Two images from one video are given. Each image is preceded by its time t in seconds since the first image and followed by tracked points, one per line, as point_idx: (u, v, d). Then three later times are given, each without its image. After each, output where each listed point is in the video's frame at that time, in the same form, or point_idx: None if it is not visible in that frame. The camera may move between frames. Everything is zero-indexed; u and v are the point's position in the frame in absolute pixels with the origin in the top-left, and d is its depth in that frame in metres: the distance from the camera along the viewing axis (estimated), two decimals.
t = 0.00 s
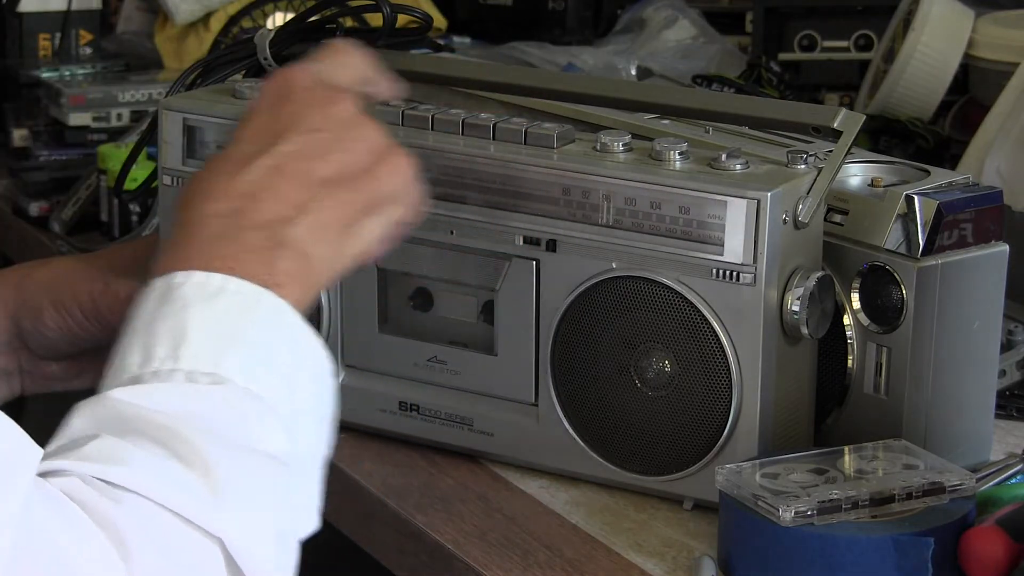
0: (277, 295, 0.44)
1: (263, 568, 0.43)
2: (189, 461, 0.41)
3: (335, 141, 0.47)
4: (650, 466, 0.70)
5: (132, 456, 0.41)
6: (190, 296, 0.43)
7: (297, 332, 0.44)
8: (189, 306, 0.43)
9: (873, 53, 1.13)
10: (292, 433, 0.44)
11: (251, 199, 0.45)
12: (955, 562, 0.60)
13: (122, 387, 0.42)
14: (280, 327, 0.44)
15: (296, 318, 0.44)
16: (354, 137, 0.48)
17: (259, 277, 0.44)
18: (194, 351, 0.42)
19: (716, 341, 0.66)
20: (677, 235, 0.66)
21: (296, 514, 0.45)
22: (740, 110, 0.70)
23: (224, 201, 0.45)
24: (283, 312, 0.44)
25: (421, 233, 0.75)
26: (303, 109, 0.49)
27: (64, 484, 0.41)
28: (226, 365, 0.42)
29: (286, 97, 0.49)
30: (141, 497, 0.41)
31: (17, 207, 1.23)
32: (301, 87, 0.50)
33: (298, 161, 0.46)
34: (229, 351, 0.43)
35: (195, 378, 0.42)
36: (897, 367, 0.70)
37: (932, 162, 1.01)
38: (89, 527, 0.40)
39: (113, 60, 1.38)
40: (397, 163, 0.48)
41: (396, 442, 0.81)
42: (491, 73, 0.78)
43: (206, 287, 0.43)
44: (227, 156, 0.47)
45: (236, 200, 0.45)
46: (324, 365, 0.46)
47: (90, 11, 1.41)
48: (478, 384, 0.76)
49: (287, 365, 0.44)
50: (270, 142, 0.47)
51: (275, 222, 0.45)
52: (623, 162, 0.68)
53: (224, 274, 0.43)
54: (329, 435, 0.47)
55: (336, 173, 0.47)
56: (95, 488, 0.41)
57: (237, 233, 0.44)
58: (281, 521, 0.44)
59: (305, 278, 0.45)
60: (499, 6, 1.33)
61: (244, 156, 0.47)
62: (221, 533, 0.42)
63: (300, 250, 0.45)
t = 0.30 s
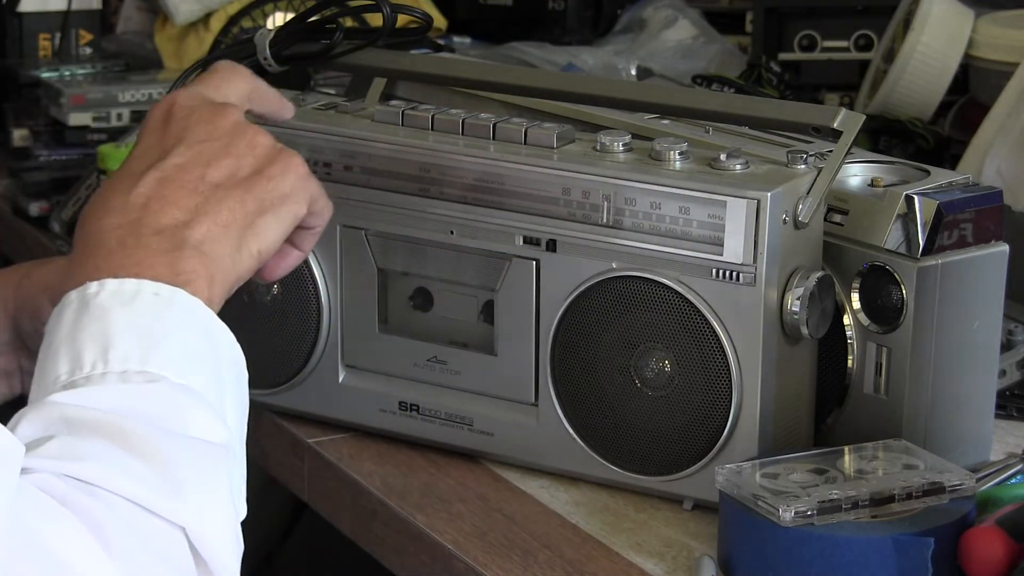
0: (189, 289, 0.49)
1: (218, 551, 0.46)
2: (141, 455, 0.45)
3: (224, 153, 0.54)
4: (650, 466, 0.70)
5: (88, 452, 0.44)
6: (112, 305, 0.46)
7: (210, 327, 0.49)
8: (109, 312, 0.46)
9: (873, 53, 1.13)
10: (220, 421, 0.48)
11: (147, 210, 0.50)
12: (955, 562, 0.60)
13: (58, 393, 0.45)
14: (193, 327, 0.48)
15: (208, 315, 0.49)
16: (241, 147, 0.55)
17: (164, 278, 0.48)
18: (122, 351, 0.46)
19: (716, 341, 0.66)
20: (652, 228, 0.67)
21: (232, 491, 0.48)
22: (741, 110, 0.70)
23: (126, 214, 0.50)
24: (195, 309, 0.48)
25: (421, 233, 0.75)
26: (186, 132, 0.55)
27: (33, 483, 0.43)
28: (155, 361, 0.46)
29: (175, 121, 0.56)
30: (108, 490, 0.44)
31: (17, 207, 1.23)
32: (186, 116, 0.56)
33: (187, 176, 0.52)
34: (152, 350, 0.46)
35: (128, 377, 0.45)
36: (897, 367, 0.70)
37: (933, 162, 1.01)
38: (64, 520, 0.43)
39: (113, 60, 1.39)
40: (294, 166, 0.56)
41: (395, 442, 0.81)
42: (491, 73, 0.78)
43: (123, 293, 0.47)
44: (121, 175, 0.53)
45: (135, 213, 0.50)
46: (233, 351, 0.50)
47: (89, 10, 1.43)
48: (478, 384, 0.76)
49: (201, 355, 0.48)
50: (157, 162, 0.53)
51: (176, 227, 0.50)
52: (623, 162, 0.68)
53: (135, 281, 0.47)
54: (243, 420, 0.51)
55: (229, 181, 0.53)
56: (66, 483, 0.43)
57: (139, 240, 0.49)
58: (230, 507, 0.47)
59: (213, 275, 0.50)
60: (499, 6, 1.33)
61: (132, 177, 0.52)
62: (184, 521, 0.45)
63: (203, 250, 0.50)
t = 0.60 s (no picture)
0: (168, 240, 0.47)
1: (215, 514, 0.44)
2: (128, 419, 0.42)
3: (210, 110, 0.53)
4: (650, 466, 0.70)
5: (73, 420, 0.41)
6: (96, 265, 0.44)
7: (193, 282, 0.46)
8: (92, 271, 0.43)
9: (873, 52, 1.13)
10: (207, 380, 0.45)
11: (129, 162, 0.48)
12: (955, 561, 0.60)
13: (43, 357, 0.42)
14: (177, 282, 0.45)
15: (191, 269, 0.46)
16: (230, 105, 0.54)
17: (143, 229, 0.46)
18: (104, 310, 0.43)
19: (715, 341, 0.66)
20: (651, 229, 0.67)
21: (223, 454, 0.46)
22: (740, 110, 0.70)
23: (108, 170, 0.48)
24: (177, 264, 0.46)
25: (421, 233, 0.75)
26: (177, 96, 0.54)
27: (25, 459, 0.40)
28: (139, 319, 0.43)
29: (169, 86, 0.56)
30: (98, 458, 0.41)
31: (17, 207, 1.23)
32: (179, 83, 0.56)
33: (172, 132, 0.51)
34: (136, 308, 0.43)
35: (112, 338, 0.42)
36: (897, 367, 0.70)
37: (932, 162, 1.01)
38: (56, 491, 0.40)
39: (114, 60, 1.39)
40: (282, 123, 0.55)
41: (395, 442, 0.81)
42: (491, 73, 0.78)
43: (106, 251, 0.44)
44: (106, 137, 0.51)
45: (117, 167, 0.48)
46: (217, 306, 0.48)
47: (90, 10, 1.42)
48: (478, 384, 0.76)
49: (185, 313, 0.45)
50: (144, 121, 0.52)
51: (156, 177, 0.48)
52: (623, 162, 0.68)
53: (119, 237, 0.45)
54: (226, 379, 0.49)
55: (214, 135, 0.52)
56: (55, 454, 0.40)
57: (117, 190, 0.47)
58: (221, 466, 0.45)
59: (194, 225, 0.48)
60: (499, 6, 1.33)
61: (116, 136, 0.51)
62: (178, 485, 0.42)
63: (183, 201, 0.48)
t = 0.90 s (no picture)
0: (138, 249, 0.45)
1: (196, 522, 0.43)
2: (105, 428, 0.41)
3: (184, 127, 0.52)
4: (649, 466, 0.70)
5: (52, 429, 0.40)
6: (67, 274, 0.42)
7: (167, 290, 0.45)
8: (63, 281, 0.42)
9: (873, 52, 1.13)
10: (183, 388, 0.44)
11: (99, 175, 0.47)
12: (955, 562, 0.60)
13: (16, 367, 0.41)
14: (151, 291, 0.44)
15: (165, 278, 0.45)
16: (204, 123, 0.52)
17: (113, 241, 0.45)
18: (77, 319, 0.41)
19: (716, 342, 0.66)
20: (652, 229, 0.67)
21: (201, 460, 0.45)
22: (740, 110, 0.70)
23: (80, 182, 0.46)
24: (152, 272, 0.44)
25: (421, 233, 0.75)
26: (151, 116, 0.53)
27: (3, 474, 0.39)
28: (113, 328, 0.42)
29: (143, 110, 0.54)
30: (79, 467, 0.40)
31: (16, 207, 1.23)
32: (156, 104, 0.54)
33: (143, 146, 0.50)
34: (110, 317, 0.42)
35: (85, 348, 0.41)
36: (897, 368, 0.70)
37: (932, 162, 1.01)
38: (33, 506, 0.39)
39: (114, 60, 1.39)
40: (254, 143, 0.53)
41: (395, 442, 0.81)
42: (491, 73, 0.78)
43: (77, 261, 0.43)
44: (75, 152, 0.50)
45: (86, 177, 0.47)
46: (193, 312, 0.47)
47: (90, 10, 1.42)
48: (478, 384, 0.76)
49: (161, 321, 0.44)
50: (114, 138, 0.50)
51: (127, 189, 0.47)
52: (622, 163, 0.68)
53: (91, 247, 0.43)
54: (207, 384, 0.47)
55: (186, 151, 0.51)
56: (32, 466, 0.39)
57: (86, 201, 0.46)
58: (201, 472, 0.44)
59: (163, 238, 0.47)
60: (499, 6, 1.33)
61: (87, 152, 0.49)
62: (160, 494, 0.42)
63: (151, 212, 0.47)
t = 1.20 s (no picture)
0: (133, 263, 0.46)
1: (189, 532, 0.44)
2: (100, 436, 0.42)
3: (178, 145, 0.52)
4: (649, 467, 0.70)
5: (48, 436, 0.41)
6: (62, 284, 0.43)
7: (160, 302, 0.45)
8: (59, 292, 0.43)
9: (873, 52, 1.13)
10: (175, 399, 0.45)
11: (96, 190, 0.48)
12: (955, 562, 0.60)
13: (10, 376, 0.41)
14: (145, 303, 0.45)
15: (160, 291, 0.46)
16: (200, 142, 0.53)
17: (107, 254, 0.45)
18: (72, 330, 0.42)
19: (716, 343, 0.66)
20: (653, 229, 0.67)
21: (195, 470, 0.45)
22: (740, 110, 0.70)
23: (74, 195, 0.47)
24: (146, 286, 0.45)
25: (420, 234, 0.75)
26: (148, 132, 0.53)
27: None
28: (107, 340, 0.43)
29: (139, 126, 0.55)
30: (73, 475, 0.41)
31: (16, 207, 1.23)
32: (152, 120, 0.55)
33: (137, 163, 0.50)
34: (104, 328, 0.43)
35: (80, 358, 0.42)
36: (897, 368, 0.70)
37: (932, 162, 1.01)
38: (26, 513, 0.40)
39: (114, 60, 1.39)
40: (249, 161, 0.54)
41: (395, 442, 0.81)
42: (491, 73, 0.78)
43: (73, 272, 0.43)
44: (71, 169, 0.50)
45: (80, 191, 0.47)
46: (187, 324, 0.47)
47: (90, 10, 1.42)
48: (478, 384, 0.76)
49: (155, 334, 0.45)
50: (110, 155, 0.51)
51: (122, 205, 0.48)
52: (622, 163, 0.68)
53: (86, 259, 0.44)
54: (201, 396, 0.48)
55: (181, 169, 0.51)
56: (27, 473, 0.40)
57: (82, 215, 0.46)
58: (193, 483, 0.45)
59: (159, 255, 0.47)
60: (499, 6, 1.33)
61: (82, 167, 0.50)
62: (154, 504, 0.42)
63: (146, 228, 0.47)
